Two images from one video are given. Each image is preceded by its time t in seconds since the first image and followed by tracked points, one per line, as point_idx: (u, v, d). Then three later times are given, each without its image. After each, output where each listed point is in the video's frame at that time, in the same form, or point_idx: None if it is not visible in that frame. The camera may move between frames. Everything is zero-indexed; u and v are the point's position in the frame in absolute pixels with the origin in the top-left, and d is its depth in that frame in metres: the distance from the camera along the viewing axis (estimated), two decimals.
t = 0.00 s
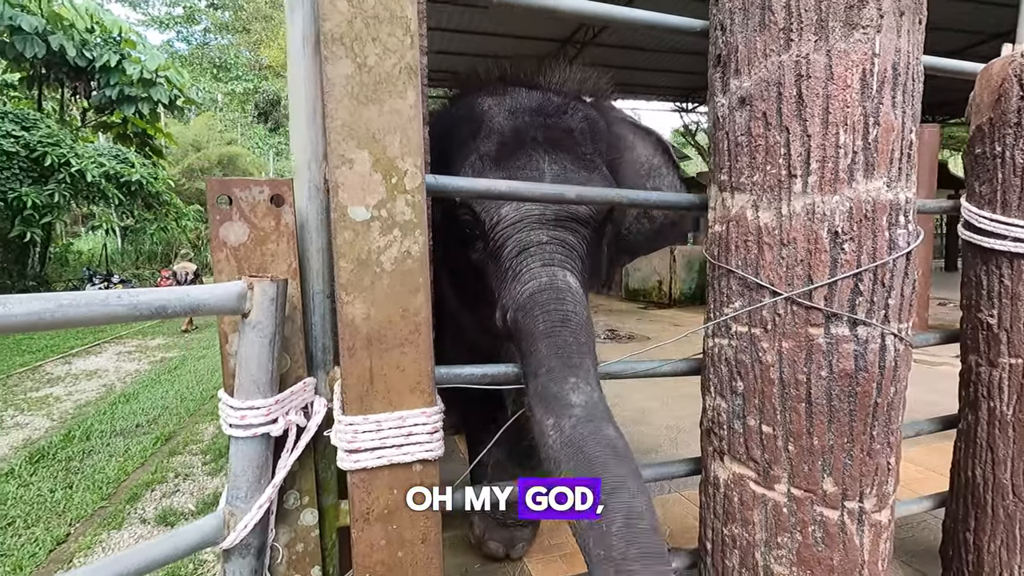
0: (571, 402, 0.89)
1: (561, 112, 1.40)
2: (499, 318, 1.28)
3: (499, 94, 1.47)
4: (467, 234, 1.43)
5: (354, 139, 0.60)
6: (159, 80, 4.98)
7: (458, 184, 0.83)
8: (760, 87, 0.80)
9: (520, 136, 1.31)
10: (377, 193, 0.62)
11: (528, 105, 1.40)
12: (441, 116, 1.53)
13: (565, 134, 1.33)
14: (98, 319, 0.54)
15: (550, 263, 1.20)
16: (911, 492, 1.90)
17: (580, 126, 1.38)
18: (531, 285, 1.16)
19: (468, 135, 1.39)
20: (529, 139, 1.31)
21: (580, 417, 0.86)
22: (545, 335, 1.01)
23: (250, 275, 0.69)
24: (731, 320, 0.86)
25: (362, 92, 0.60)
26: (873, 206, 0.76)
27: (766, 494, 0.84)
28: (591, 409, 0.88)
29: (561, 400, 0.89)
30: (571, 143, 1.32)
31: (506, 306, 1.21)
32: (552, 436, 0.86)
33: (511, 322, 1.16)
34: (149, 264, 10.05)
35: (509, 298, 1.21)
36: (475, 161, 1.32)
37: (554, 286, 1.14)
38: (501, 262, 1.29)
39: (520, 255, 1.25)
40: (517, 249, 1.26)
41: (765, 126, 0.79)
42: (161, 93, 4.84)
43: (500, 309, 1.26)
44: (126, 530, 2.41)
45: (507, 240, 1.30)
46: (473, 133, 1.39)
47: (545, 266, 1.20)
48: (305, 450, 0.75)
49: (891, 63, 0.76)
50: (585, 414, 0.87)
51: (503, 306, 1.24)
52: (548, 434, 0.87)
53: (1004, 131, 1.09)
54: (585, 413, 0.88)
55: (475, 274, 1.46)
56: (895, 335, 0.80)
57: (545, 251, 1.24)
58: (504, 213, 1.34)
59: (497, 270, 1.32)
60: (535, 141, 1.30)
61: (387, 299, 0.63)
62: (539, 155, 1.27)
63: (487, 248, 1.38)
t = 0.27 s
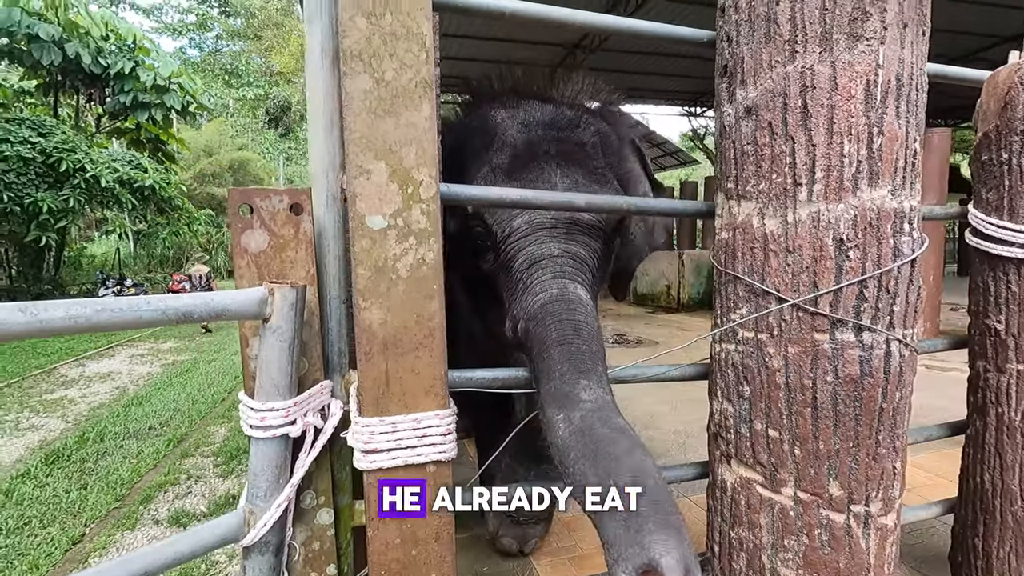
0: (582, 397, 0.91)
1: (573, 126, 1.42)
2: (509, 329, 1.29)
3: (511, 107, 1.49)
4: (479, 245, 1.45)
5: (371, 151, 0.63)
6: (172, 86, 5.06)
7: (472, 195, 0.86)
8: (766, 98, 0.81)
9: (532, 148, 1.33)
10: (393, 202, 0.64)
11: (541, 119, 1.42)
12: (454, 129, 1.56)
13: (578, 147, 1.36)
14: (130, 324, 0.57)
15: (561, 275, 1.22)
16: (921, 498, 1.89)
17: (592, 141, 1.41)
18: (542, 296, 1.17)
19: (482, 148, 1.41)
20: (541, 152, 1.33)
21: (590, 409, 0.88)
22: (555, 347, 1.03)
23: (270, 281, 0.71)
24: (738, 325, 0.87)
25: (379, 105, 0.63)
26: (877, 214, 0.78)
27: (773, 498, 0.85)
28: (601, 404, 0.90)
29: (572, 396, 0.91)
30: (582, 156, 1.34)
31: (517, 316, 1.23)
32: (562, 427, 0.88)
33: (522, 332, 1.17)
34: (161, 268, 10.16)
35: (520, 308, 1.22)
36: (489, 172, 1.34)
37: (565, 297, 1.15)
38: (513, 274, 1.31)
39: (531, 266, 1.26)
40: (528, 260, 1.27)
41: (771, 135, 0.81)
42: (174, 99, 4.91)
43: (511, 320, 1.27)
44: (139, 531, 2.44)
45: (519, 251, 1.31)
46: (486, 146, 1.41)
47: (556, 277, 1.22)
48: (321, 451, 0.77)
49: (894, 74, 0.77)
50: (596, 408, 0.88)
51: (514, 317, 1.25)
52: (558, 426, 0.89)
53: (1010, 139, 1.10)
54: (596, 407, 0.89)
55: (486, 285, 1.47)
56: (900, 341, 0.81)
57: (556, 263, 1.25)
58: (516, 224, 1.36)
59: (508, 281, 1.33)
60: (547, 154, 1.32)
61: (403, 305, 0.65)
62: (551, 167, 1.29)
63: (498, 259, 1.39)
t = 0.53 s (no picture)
0: (562, 394, 0.94)
1: (562, 129, 1.44)
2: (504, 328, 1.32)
3: (502, 111, 1.51)
4: (472, 246, 1.47)
5: (373, 162, 0.65)
6: (166, 88, 5.06)
7: (468, 203, 0.88)
8: (754, 113, 0.84)
9: (523, 151, 1.35)
10: (393, 212, 0.66)
11: (530, 123, 1.44)
12: (446, 132, 1.57)
13: (567, 150, 1.37)
14: (137, 328, 0.58)
15: (554, 274, 1.24)
16: (905, 503, 1.93)
17: (582, 142, 1.42)
18: (536, 296, 1.20)
19: (473, 154, 1.43)
20: (532, 155, 1.35)
21: (569, 404, 0.92)
22: (547, 347, 1.05)
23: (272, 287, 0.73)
24: (726, 333, 0.90)
25: (380, 118, 0.65)
26: (859, 227, 0.81)
27: (759, 501, 0.88)
28: (581, 400, 0.93)
29: (554, 393, 0.95)
30: (573, 158, 1.36)
31: (512, 316, 1.25)
32: (542, 422, 0.91)
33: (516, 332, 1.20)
34: (153, 270, 10.11)
35: (515, 308, 1.25)
36: (481, 177, 1.36)
37: (558, 297, 1.17)
38: (507, 274, 1.33)
39: (524, 266, 1.29)
40: (521, 261, 1.30)
41: (758, 150, 0.84)
42: (168, 101, 4.91)
43: (506, 319, 1.29)
44: (128, 535, 2.43)
45: (512, 252, 1.34)
46: (478, 152, 1.42)
47: (549, 276, 1.24)
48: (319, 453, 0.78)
49: (876, 93, 0.80)
50: (575, 403, 0.92)
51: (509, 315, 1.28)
52: (539, 422, 0.91)
53: (989, 154, 1.14)
54: (575, 404, 0.93)
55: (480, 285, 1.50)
56: (881, 349, 0.84)
57: (549, 262, 1.27)
58: (508, 225, 1.39)
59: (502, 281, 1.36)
60: (538, 156, 1.34)
61: (401, 311, 0.67)
62: (542, 169, 1.31)
63: (491, 260, 1.42)
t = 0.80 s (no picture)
0: (553, 385, 0.94)
1: (556, 136, 1.47)
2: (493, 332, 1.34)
3: (497, 118, 1.54)
4: (464, 251, 1.50)
5: (372, 169, 0.66)
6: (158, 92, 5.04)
7: (462, 207, 0.89)
8: (743, 119, 0.86)
9: (516, 157, 1.37)
10: (392, 217, 0.68)
11: (523, 130, 1.47)
12: (441, 136, 1.59)
13: (561, 156, 1.40)
14: (142, 332, 0.59)
15: (542, 280, 1.26)
16: (896, 502, 1.95)
17: (576, 149, 1.45)
18: (524, 300, 1.21)
19: (467, 157, 1.45)
20: (524, 161, 1.37)
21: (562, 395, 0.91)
22: (533, 346, 1.05)
23: (272, 291, 0.75)
24: (717, 334, 0.92)
25: (379, 126, 0.66)
26: (846, 231, 0.83)
27: (750, 498, 0.90)
28: (572, 392, 0.93)
29: (544, 383, 0.94)
30: (566, 165, 1.38)
31: (501, 320, 1.27)
32: (534, 410, 0.89)
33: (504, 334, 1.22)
34: (145, 275, 10.07)
35: (504, 311, 1.27)
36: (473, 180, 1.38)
37: (545, 301, 1.19)
38: (497, 279, 1.35)
39: (514, 272, 1.31)
40: (512, 266, 1.32)
41: (747, 155, 0.86)
42: (160, 105, 4.89)
43: (495, 324, 1.31)
44: (123, 541, 2.43)
45: (503, 258, 1.36)
46: (472, 156, 1.44)
47: (538, 282, 1.25)
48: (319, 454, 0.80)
49: (860, 100, 0.83)
50: (567, 395, 0.92)
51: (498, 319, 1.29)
52: (529, 409, 0.90)
53: (972, 159, 1.16)
54: (567, 396, 0.92)
55: (472, 290, 1.51)
56: (868, 349, 0.86)
57: (538, 269, 1.30)
58: (500, 231, 1.42)
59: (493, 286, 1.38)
60: (530, 163, 1.36)
61: (400, 313, 0.69)
62: (534, 176, 1.33)
63: (484, 264, 1.44)
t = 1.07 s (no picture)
0: (569, 419, 0.93)
1: (553, 141, 1.48)
2: (496, 335, 1.34)
3: (494, 123, 1.55)
4: (464, 254, 1.50)
5: (367, 175, 0.67)
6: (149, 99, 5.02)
7: (456, 213, 0.91)
8: (731, 123, 0.88)
9: (515, 162, 1.38)
10: (387, 223, 0.69)
11: (521, 135, 1.48)
12: (438, 141, 1.60)
13: (558, 160, 1.40)
14: (141, 338, 0.60)
15: (545, 283, 1.26)
16: (887, 498, 1.98)
17: (572, 155, 1.46)
18: (528, 304, 1.22)
19: (465, 162, 1.45)
20: (522, 165, 1.37)
21: (580, 438, 0.90)
22: (542, 354, 1.06)
23: (269, 296, 0.75)
24: (708, 334, 0.93)
25: (374, 133, 0.67)
26: (832, 231, 0.85)
27: (743, 495, 0.91)
28: (590, 431, 0.92)
29: (560, 416, 0.94)
30: (563, 169, 1.39)
31: (504, 324, 1.28)
32: (552, 453, 0.88)
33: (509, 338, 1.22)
34: (136, 282, 10.00)
35: (507, 315, 1.28)
36: (472, 184, 1.38)
37: (549, 305, 1.20)
38: (499, 283, 1.35)
39: (515, 276, 1.31)
40: (514, 270, 1.32)
41: (735, 158, 0.88)
42: (150, 112, 4.87)
43: (497, 328, 1.32)
44: (117, 551, 2.41)
45: (505, 261, 1.36)
46: (470, 160, 1.44)
47: (540, 285, 1.26)
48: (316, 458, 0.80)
49: (844, 103, 0.85)
50: (585, 436, 0.90)
51: (501, 323, 1.30)
52: (546, 450, 0.90)
53: (955, 159, 1.19)
54: (585, 435, 0.91)
55: (471, 292, 1.51)
56: (856, 346, 0.87)
57: (540, 271, 1.30)
58: (500, 234, 1.42)
59: (494, 288, 1.38)
60: (529, 167, 1.36)
61: (396, 317, 0.70)
62: (533, 180, 1.33)
63: (484, 268, 1.44)
